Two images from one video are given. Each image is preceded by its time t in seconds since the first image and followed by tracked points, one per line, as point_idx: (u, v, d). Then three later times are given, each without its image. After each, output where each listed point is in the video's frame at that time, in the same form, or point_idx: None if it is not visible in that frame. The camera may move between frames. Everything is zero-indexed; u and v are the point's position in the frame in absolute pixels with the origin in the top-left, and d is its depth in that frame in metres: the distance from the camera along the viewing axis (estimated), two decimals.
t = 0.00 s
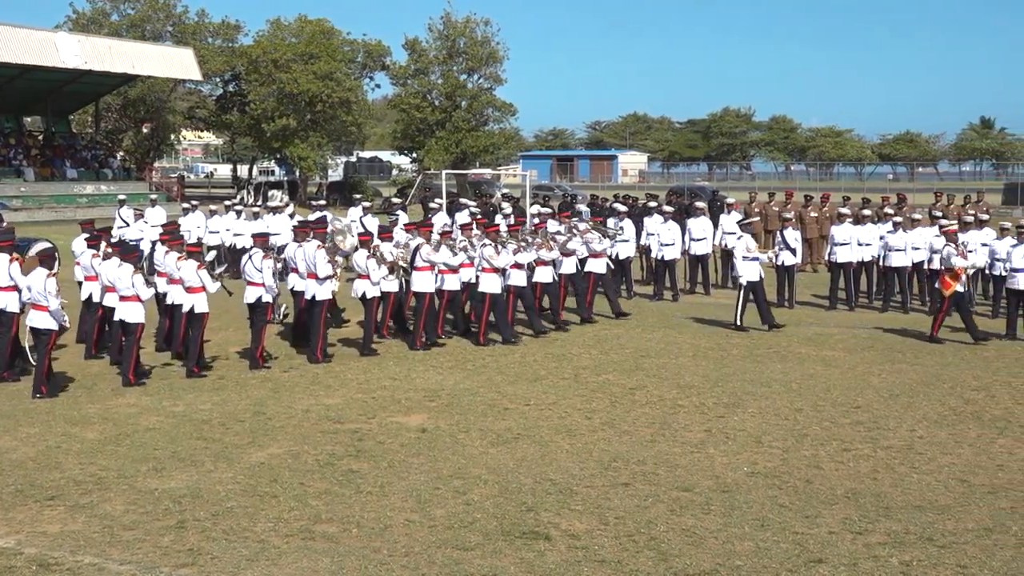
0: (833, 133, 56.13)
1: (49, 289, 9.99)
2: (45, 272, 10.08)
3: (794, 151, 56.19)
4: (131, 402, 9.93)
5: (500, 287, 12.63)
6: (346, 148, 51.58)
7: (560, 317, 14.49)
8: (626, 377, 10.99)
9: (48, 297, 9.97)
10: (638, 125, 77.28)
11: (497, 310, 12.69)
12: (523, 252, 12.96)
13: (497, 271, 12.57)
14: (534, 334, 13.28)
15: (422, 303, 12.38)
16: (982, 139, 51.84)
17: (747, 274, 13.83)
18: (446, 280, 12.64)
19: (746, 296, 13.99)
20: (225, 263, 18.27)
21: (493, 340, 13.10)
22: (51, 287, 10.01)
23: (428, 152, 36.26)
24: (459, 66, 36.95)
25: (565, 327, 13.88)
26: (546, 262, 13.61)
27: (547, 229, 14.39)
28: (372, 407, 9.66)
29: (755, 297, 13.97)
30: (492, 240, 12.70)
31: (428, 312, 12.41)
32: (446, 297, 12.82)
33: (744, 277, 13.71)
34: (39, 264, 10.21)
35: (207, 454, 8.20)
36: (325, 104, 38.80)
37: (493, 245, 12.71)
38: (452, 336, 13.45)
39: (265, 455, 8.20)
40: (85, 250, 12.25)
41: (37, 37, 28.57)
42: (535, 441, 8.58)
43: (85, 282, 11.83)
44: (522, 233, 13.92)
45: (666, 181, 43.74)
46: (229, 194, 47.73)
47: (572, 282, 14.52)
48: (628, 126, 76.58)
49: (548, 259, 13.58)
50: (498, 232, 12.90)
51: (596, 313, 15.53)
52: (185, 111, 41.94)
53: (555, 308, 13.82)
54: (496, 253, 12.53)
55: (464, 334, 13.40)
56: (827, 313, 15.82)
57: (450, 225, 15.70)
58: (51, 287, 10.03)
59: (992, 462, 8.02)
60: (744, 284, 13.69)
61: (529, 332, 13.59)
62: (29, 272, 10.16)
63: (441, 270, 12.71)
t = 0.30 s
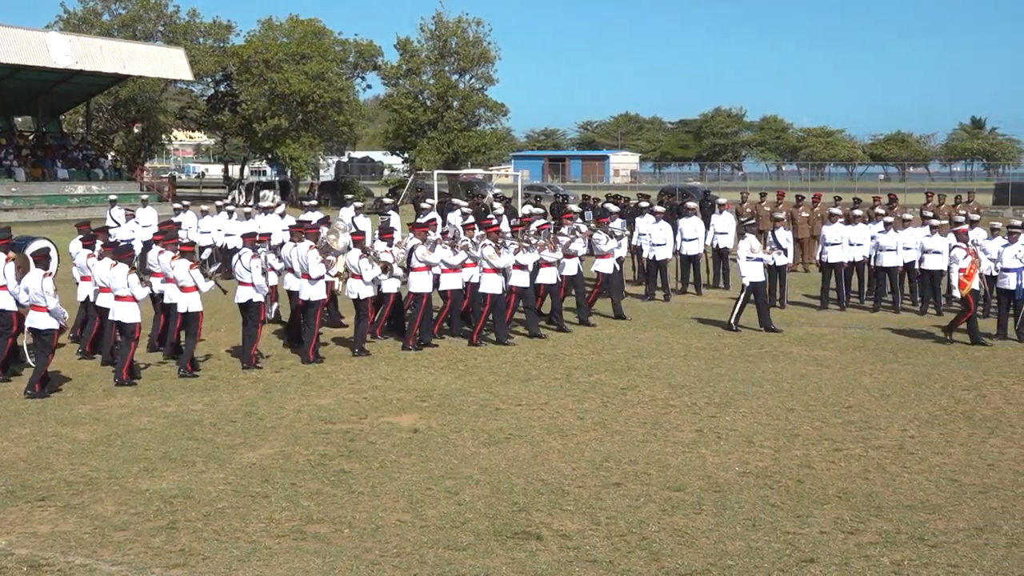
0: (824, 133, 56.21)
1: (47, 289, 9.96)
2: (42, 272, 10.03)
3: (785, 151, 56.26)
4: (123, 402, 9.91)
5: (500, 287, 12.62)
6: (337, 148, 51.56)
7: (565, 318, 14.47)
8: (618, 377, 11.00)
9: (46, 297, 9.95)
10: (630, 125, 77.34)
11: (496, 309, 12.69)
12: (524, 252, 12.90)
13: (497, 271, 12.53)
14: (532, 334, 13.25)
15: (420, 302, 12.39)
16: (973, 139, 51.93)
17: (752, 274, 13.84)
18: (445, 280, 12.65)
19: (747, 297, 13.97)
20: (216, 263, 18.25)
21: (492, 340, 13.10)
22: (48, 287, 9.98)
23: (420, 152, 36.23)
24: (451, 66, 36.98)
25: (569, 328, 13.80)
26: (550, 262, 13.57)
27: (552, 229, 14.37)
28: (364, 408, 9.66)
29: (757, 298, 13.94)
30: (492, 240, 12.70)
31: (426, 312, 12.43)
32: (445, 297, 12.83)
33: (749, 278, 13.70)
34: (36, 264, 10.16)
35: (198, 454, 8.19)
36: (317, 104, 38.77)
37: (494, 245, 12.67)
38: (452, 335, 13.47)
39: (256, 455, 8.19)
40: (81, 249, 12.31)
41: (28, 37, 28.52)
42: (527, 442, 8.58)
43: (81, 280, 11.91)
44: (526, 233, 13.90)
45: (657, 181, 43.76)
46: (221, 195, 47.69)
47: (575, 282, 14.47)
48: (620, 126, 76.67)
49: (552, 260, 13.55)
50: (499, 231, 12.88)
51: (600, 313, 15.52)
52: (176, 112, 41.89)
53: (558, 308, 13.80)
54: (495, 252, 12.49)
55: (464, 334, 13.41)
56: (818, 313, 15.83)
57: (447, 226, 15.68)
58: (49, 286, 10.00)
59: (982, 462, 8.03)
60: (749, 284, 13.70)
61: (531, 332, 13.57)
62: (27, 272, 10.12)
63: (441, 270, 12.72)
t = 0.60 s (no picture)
0: (812, 134, 56.28)
1: (38, 287, 9.93)
2: (33, 270, 10.00)
3: (773, 151, 56.35)
4: (110, 403, 9.89)
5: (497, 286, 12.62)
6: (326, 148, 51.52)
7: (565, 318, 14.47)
8: (606, 377, 11.01)
9: (38, 295, 9.92)
10: (618, 126, 77.38)
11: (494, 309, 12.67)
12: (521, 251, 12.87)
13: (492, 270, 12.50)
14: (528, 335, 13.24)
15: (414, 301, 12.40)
16: (960, 140, 52.03)
17: (753, 273, 13.86)
18: (440, 279, 12.64)
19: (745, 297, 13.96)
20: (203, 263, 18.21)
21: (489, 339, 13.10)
22: (40, 285, 9.94)
23: (408, 152, 36.19)
24: (438, 66, 37.00)
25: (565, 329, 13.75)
26: (548, 261, 13.56)
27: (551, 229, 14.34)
28: (352, 408, 9.65)
29: (754, 299, 13.93)
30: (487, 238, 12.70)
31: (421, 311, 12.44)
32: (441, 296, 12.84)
33: (750, 276, 13.70)
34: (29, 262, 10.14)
35: (186, 456, 8.18)
36: (305, 104, 38.72)
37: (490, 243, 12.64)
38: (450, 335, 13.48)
39: (244, 456, 8.18)
40: (73, 247, 12.33)
41: (14, 37, 28.46)
42: (515, 441, 8.59)
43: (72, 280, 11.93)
44: (525, 232, 13.89)
45: (646, 181, 43.79)
46: (209, 195, 47.61)
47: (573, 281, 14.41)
48: (609, 126, 76.75)
49: (551, 259, 13.53)
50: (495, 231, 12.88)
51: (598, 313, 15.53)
52: (164, 112, 41.82)
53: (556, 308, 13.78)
54: (491, 251, 12.46)
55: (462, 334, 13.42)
56: (806, 313, 15.85)
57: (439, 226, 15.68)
58: (41, 284, 9.98)
59: (970, 462, 8.06)
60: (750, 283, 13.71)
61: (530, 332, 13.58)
62: (19, 270, 10.10)
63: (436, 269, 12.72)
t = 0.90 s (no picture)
0: (800, 134, 56.36)
1: (29, 285, 9.90)
2: (25, 269, 9.96)
3: (761, 151, 56.44)
4: (97, 404, 9.86)
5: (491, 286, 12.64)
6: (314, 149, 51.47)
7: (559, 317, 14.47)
8: (594, 377, 11.02)
9: (29, 294, 9.90)
10: (606, 126, 77.42)
11: (489, 309, 12.67)
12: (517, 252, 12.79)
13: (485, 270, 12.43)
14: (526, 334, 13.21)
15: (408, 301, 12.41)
16: (947, 140, 52.16)
17: (748, 274, 13.91)
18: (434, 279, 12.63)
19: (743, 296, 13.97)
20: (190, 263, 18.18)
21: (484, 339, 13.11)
22: (31, 284, 9.91)
23: (396, 152, 36.16)
24: (426, 66, 36.98)
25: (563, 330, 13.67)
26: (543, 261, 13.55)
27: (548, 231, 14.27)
28: (340, 409, 9.64)
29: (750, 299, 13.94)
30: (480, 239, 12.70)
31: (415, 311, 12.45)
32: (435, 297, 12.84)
33: (746, 276, 13.81)
34: (20, 260, 10.10)
35: (174, 456, 8.16)
36: (293, 104, 38.67)
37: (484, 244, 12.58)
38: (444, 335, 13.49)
39: (232, 457, 8.17)
40: (63, 247, 12.35)
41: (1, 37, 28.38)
42: (504, 442, 8.59)
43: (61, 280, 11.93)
44: (519, 233, 13.89)
45: (634, 181, 43.82)
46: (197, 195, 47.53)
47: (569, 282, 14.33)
48: (597, 126, 76.76)
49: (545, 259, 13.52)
50: (489, 231, 12.88)
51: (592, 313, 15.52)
52: (151, 112, 41.75)
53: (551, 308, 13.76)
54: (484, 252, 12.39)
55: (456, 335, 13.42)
56: (794, 314, 15.88)
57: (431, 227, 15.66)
58: (32, 283, 9.95)
59: (957, 461, 8.08)
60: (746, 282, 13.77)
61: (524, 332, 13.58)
62: (10, 269, 10.06)
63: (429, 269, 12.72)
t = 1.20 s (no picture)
0: (789, 134, 56.43)
1: (24, 286, 9.90)
2: (19, 270, 9.96)
3: (750, 152, 56.51)
4: (86, 404, 9.84)
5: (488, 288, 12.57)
6: (302, 149, 51.40)
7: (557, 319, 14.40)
8: (583, 377, 11.02)
9: (25, 295, 9.90)
10: (595, 126, 77.47)
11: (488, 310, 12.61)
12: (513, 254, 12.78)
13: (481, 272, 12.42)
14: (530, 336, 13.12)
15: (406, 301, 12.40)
16: (935, 140, 52.30)
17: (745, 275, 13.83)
18: (432, 281, 12.61)
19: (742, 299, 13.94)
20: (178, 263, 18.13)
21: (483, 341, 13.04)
22: (26, 285, 9.92)
23: (385, 152, 36.14)
24: (415, 66, 36.97)
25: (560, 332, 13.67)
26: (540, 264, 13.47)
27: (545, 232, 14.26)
28: (329, 409, 9.64)
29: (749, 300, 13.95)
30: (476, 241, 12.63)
31: (415, 310, 12.43)
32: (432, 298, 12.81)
33: (743, 277, 13.77)
34: (14, 261, 10.10)
35: (162, 457, 8.15)
36: (282, 104, 38.65)
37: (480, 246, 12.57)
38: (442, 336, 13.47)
39: (220, 457, 8.15)
40: (59, 249, 12.37)
41: None
42: (493, 442, 8.59)
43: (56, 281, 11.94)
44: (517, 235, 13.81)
45: (623, 181, 43.84)
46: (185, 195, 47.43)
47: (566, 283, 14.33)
48: (586, 127, 76.76)
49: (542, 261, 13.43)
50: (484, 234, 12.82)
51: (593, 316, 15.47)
52: (139, 112, 41.67)
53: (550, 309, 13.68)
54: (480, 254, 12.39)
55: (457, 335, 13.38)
56: (782, 313, 15.90)
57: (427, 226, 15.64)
58: (27, 284, 9.95)
59: (945, 460, 8.10)
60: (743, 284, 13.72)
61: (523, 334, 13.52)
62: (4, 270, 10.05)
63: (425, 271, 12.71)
